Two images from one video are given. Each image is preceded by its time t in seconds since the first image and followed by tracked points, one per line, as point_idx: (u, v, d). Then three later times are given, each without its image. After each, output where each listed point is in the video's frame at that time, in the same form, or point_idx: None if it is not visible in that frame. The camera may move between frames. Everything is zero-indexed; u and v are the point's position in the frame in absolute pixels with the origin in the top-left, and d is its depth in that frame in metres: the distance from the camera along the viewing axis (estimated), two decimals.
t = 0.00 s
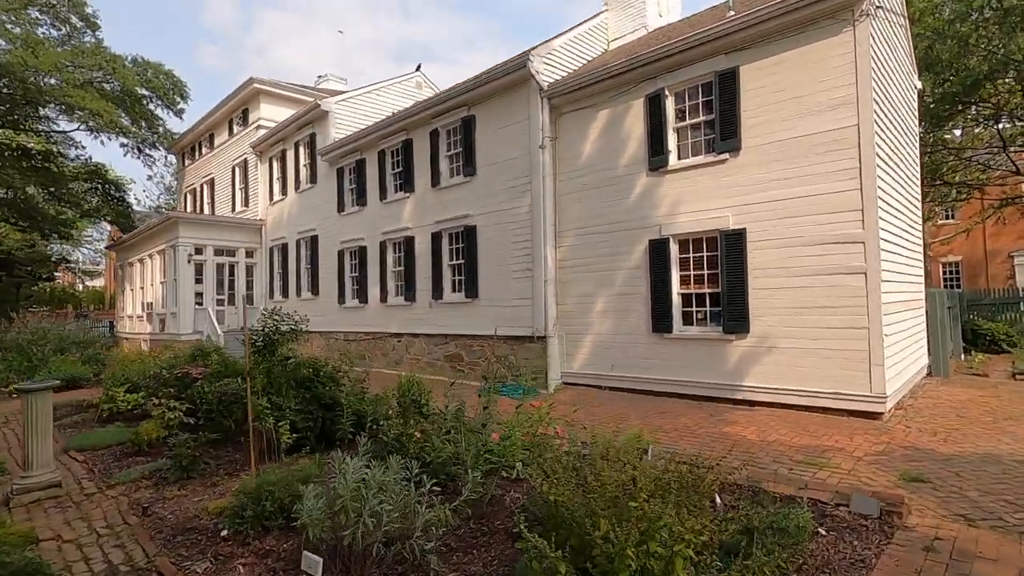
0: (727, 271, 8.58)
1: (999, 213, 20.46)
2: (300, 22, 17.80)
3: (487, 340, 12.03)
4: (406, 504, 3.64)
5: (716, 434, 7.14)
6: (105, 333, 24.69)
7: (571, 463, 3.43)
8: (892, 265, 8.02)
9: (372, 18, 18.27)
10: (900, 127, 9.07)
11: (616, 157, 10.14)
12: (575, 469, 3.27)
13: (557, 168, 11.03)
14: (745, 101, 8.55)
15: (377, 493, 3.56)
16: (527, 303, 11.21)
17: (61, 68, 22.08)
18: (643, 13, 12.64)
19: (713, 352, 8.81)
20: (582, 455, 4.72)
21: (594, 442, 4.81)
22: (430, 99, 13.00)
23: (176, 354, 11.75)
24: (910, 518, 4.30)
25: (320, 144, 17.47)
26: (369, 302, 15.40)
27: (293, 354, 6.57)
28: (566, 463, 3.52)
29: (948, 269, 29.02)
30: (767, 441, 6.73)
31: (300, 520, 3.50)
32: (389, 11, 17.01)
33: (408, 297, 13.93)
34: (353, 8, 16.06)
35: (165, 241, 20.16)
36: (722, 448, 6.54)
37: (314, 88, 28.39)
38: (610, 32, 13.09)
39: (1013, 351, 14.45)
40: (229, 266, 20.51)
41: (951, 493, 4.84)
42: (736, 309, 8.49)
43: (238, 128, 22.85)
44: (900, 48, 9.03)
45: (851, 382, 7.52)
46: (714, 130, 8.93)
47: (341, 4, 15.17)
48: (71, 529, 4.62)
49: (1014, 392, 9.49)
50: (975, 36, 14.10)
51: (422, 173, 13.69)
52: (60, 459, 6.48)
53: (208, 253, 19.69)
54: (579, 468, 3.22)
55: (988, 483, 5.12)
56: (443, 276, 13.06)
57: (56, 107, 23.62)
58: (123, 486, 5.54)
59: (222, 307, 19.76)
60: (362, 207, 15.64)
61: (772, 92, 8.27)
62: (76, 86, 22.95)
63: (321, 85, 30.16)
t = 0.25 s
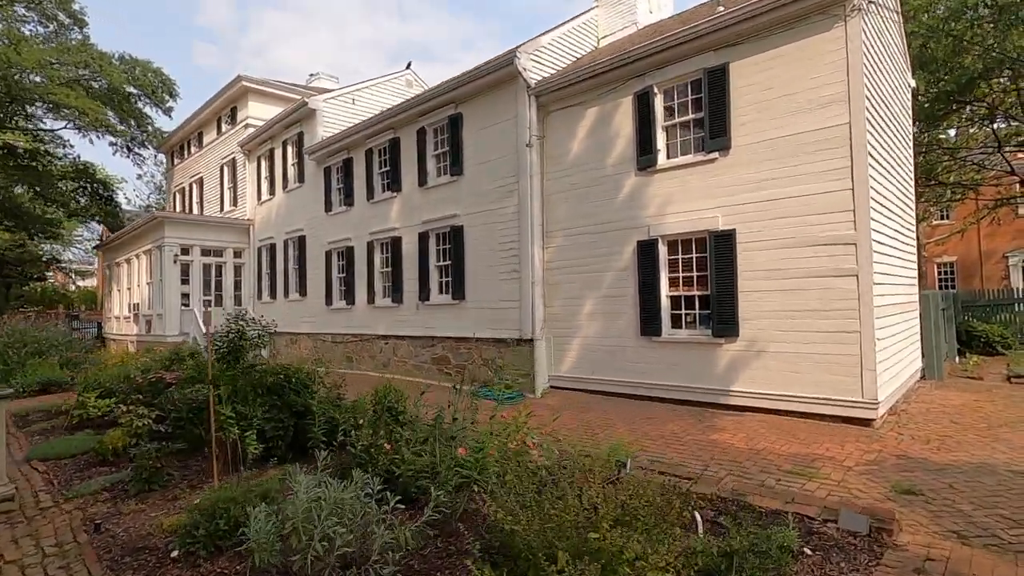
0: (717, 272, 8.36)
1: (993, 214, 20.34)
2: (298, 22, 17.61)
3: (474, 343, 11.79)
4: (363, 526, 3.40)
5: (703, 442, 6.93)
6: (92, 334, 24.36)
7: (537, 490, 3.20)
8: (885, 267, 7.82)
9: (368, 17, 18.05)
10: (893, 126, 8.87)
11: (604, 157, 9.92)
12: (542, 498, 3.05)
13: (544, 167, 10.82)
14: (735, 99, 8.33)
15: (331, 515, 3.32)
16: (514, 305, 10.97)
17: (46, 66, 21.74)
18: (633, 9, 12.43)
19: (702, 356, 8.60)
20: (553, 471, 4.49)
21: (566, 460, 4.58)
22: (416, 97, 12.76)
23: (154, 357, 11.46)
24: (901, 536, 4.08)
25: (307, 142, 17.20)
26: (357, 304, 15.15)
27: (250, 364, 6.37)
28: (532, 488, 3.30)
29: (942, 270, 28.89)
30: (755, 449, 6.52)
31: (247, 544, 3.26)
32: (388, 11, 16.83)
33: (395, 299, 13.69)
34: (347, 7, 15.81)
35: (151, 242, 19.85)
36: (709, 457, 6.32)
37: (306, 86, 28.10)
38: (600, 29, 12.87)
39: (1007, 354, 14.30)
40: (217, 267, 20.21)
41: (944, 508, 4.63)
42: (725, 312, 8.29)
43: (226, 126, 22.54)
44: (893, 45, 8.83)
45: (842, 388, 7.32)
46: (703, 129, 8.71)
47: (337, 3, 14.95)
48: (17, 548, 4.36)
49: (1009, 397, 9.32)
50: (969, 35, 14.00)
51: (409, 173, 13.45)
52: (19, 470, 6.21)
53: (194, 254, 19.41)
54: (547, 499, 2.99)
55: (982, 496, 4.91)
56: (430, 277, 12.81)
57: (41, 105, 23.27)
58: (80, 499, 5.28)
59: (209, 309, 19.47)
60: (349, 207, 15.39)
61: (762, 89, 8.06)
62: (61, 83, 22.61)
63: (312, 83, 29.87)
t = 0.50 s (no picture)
0: (709, 271, 8.13)
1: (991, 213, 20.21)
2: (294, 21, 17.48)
3: (463, 343, 11.54)
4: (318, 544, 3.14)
5: (694, 447, 6.69)
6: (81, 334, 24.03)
7: (508, 513, 2.92)
8: (882, 265, 7.59)
9: (367, 18, 17.97)
10: (890, 121, 8.64)
11: (594, 152, 9.68)
12: (511, 522, 2.78)
13: (534, 163, 10.57)
14: (728, 92, 8.10)
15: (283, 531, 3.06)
16: (502, 305, 10.71)
17: (31, 62, 21.39)
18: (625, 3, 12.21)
19: (694, 357, 8.37)
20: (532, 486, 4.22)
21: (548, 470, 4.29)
22: (404, 92, 12.50)
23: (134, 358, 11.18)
24: (899, 549, 3.85)
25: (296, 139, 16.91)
26: (345, 303, 14.88)
27: (222, 365, 6.09)
28: (503, 507, 3.02)
29: (939, 269, 28.73)
30: (747, 454, 6.28)
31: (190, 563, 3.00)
32: (387, 11, 16.66)
33: (383, 298, 13.43)
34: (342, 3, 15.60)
35: (138, 240, 19.53)
36: (699, 463, 6.08)
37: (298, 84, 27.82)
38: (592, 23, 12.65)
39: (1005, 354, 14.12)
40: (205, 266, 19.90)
41: (943, 517, 4.40)
42: (717, 312, 8.05)
43: (216, 124, 22.24)
44: (890, 38, 8.61)
45: (838, 390, 7.08)
46: (695, 123, 8.48)
47: None
48: None
49: (1009, 398, 9.10)
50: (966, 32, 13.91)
51: (398, 170, 13.19)
52: None
53: (182, 253, 19.10)
54: (515, 523, 2.72)
55: (983, 504, 4.68)
56: (419, 277, 12.56)
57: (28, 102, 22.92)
58: (36, 508, 5.00)
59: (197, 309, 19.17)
60: (338, 205, 15.12)
61: (756, 83, 7.82)
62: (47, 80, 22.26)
63: (305, 81, 29.58)
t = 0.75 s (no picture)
0: (699, 270, 7.86)
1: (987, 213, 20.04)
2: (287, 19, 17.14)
3: (449, 344, 11.26)
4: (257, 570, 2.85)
5: (682, 454, 6.43)
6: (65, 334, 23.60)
7: (473, 557, 2.61)
8: (877, 264, 7.35)
9: (363, 18, 17.72)
10: (886, 117, 8.41)
11: (583, 148, 9.40)
12: (475, 570, 2.48)
13: (522, 160, 10.29)
14: (719, 86, 7.84)
15: (218, 556, 2.78)
16: (489, 305, 10.43)
17: (13, 57, 20.94)
18: None
19: (684, 359, 8.11)
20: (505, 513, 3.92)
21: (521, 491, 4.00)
22: (391, 87, 12.19)
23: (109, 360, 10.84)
24: (896, 569, 3.59)
25: (282, 136, 16.57)
26: (331, 303, 14.56)
27: (186, 368, 5.79)
28: (467, 548, 2.71)
29: (933, 270, 28.58)
30: (737, 462, 6.02)
31: None
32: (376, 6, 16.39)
33: (369, 298, 13.13)
34: None
35: (122, 239, 19.15)
36: (687, 471, 5.81)
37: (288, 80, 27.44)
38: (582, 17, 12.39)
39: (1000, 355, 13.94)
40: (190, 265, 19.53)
41: (942, 532, 4.15)
42: (708, 313, 7.80)
43: (202, 120, 21.85)
44: (886, 31, 8.36)
45: (832, 394, 6.83)
46: (686, 118, 8.22)
47: None
48: None
49: (1006, 402, 8.89)
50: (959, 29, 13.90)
51: (384, 166, 12.88)
52: None
53: (167, 251, 18.75)
54: (481, 573, 2.41)
55: (985, 518, 4.43)
56: (405, 276, 12.27)
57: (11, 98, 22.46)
58: None
59: (182, 308, 18.80)
60: (324, 202, 14.80)
61: (748, 76, 7.57)
62: (29, 74, 21.80)
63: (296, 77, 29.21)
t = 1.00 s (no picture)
0: (687, 270, 7.62)
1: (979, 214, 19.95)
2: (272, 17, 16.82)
3: (432, 346, 10.97)
4: None
5: (666, 461, 6.18)
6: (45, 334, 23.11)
7: None
8: (869, 265, 7.13)
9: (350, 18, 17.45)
10: (878, 114, 8.20)
11: (569, 145, 9.15)
12: None
13: (507, 156, 10.02)
14: (708, 80, 7.61)
15: None
16: (473, 305, 10.17)
17: None
18: None
19: (671, 362, 7.86)
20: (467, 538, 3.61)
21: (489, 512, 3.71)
22: (374, 81, 11.89)
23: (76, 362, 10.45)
24: None
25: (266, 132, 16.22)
26: (314, 303, 14.25)
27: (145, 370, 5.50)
28: None
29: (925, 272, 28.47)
30: (723, 470, 5.78)
31: None
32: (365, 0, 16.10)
33: (352, 298, 12.82)
34: None
35: (102, 236, 18.71)
36: (670, 480, 5.56)
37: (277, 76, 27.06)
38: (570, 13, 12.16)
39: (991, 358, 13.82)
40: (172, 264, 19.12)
41: (936, 548, 3.92)
42: (696, 314, 7.56)
43: (187, 116, 21.43)
44: (879, 26, 8.16)
45: (821, 399, 6.60)
46: (674, 114, 7.98)
47: None
48: None
49: (999, 406, 8.71)
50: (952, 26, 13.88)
51: (368, 163, 12.58)
52: None
53: (148, 249, 18.35)
54: None
55: (981, 532, 4.20)
56: (388, 275, 11.97)
57: None
58: None
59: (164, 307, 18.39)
60: (307, 200, 14.48)
61: (737, 70, 7.34)
62: (8, 68, 21.29)
63: (285, 74, 28.82)
